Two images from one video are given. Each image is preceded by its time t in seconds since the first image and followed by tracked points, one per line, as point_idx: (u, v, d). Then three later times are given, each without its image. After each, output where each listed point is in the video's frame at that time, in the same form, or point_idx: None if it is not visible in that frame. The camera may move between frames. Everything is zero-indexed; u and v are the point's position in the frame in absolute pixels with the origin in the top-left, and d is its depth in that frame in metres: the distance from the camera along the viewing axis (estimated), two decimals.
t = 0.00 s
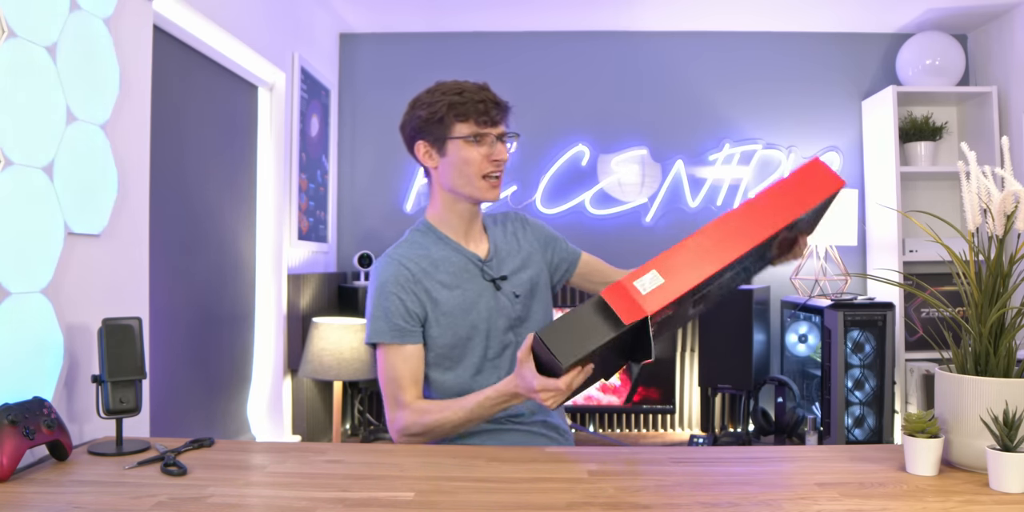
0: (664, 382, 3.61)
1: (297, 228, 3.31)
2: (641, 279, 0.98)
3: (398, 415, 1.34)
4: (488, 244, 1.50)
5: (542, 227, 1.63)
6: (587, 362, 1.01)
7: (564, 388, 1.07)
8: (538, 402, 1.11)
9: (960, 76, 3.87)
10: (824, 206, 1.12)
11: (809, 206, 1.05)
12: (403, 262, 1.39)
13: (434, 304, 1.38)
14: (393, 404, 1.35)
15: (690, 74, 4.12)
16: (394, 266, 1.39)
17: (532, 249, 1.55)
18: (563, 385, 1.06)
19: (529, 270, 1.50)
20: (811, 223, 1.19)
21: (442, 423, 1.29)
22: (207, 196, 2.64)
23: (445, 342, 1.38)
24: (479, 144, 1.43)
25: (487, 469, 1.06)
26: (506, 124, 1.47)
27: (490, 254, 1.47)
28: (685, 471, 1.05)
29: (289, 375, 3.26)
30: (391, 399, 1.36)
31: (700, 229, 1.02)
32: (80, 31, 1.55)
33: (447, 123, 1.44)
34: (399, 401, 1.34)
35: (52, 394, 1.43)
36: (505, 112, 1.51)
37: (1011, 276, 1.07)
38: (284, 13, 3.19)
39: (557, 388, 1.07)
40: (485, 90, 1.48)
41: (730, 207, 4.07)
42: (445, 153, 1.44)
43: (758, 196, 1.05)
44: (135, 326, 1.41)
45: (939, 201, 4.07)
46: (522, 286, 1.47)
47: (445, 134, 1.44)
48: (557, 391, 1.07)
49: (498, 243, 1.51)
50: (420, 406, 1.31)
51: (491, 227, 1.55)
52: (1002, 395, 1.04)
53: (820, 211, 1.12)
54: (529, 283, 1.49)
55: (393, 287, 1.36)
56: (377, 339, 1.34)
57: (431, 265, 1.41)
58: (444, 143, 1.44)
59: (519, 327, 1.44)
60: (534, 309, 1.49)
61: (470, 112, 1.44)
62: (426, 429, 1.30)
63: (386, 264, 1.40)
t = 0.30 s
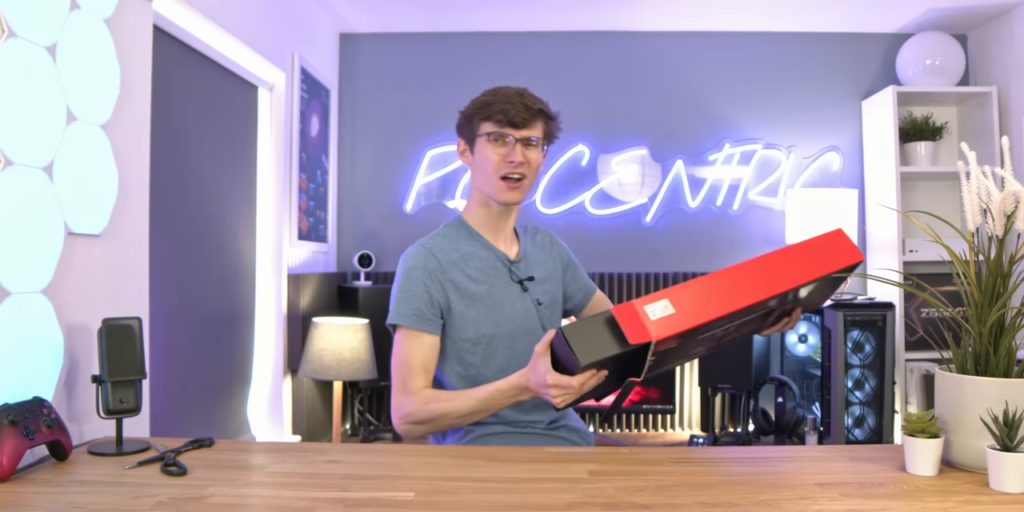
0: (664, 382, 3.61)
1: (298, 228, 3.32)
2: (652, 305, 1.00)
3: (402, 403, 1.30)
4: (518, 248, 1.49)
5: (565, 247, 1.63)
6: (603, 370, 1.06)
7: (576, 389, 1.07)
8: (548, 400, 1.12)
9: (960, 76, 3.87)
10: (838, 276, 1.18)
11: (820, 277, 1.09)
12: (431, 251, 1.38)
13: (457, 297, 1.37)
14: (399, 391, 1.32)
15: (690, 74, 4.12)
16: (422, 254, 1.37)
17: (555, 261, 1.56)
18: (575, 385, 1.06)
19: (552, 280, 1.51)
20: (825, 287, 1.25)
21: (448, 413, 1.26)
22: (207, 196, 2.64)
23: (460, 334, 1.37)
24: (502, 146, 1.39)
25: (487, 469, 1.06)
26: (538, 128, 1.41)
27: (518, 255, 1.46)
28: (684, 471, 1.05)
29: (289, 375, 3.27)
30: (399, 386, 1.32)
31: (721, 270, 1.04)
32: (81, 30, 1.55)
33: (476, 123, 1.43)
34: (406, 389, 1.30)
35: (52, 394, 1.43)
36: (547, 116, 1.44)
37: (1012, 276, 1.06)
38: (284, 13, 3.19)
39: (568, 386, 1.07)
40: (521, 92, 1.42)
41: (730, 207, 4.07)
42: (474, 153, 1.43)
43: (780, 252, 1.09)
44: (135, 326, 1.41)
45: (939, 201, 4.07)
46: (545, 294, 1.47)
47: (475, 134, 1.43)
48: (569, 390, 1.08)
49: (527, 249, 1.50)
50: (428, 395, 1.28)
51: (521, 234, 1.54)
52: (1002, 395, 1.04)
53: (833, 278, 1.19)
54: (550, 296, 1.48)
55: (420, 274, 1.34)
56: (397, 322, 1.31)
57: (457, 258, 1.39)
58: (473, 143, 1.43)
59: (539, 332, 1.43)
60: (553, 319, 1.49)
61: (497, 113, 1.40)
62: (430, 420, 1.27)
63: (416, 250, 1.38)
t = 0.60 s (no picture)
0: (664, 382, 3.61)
1: (297, 228, 3.32)
2: (688, 296, 1.08)
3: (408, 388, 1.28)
4: (536, 246, 1.50)
5: (582, 250, 1.63)
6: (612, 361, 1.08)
7: (583, 374, 1.08)
8: (555, 386, 1.11)
9: (960, 76, 3.87)
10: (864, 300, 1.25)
11: (853, 291, 1.15)
12: (452, 241, 1.38)
13: (474, 288, 1.37)
14: (406, 377, 1.29)
15: (690, 74, 4.12)
16: (443, 243, 1.37)
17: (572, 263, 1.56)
18: (582, 370, 1.07)
19: (568, 280, 1.51)
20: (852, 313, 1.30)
21: (456, 399, 1.25)
22: (207, 195, 2.64)
23: (474, 324, 1.36)
24: (519, 146, 1.39)
25: (487, 469, 1.06)
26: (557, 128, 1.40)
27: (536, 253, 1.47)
28: (684, 471, 1.05)
29: (289, 375, 3.27)
30: (406, 372, 1.30)
31: (754, 274, 1.12)
32: (81, 31, 1.55)
33: (496, 122, 1.44)
34: (414, 374, 1.28)
35: (52, 394, 1.43)
36: (568, 116, 1.43)
37: (1012, 276, 1.06)
38: (284, 13, 3.19)
39: (575, 370, 1.07)
40: (541, 93, 1.41)
41: (730, 207, 4.07)
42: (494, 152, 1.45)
43: (816, 264, 1.16)
44: (135, 326, 1.41)
45: (939, 201, 4.07)
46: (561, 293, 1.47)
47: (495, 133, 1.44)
48: (576, 375, 1.08)
49: (545, 249, 1.50)
50: (436, 380, 1.26)
51: (540, 234, 1.55)
52: (1002, 395, 1.04)
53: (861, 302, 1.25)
54: (565, 294, 1.48)
55: (440, 262, 1.34)
56: (414, 307, 1.30)
57: (477, 250, 1.40)
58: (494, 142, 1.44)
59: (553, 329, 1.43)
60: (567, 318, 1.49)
61: (516, 113, 1.40)
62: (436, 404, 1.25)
63: (437, 239, 1.39)
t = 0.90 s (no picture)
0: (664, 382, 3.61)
1: (297, 228, 3.32)
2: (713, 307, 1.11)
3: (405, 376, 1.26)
4: (548, 248, 1.49)
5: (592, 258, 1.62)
6: (612, 363, 1.08)
7: (583, 370, 1.07)
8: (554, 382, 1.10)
9: (960, 76, 3.87)
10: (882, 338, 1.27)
11: (868, 321, 1.18)
12: (465, 236, 1.39)
13: (483, 284, 1.37)
14: (404, 364, 1.27)
15: (690, 74, 4.12)
16: (457, 237, 1.38)
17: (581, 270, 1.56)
18: (581, 365, 1.06)
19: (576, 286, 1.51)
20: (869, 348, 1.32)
21: (454, 388, 1.23)
22: (207, 196, 2.64)
23: (481, 319, 1.36)
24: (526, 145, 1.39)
25: (487, 469, 1.06)
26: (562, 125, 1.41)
27: (547, 255, 1.46)
28: (684, 471, 1.05)
29: (289, 375, 3.27)
30: (404, 359, 1.28)
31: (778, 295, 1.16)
32: (80, 30, 1.55)
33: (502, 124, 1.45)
34: (413, 361, 1.26)
35: (52, 394, 1.44)
36: (573, 113, 1.43)
37: (1011, 276, 1.06)
38: (284, 13, 3.18)
39: (575, 365, 1.07)
40: (544, 92, 1.42)
41: (730, 207, 4.07)
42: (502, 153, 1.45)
43: (838, 292, 1.19)
44: (135, 326, 1.40)
45: (939, 201, 4.07)
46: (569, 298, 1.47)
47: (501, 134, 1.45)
48: (577, 370, 1.07)
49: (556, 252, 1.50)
50: (437, 369, 1.24)
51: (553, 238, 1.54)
52: (1002, 395, 1.04)
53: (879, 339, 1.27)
54: (572, 298, 1.48)
55: (452, 255, 1.34)
56: (424, 296, 1.30)
57: (489, 246, 1.40)
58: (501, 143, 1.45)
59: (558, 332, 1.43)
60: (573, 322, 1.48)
61: (520, 113, 1.41)
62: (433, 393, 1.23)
63: (451, 233, 1.39)
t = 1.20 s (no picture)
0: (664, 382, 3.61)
1: (297, 228, 3.32)
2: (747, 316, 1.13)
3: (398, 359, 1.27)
4: (557, 249, 1.49)
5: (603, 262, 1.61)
6: (602, 358, 1.07)
7: (572, 361, 1.07)
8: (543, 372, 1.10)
9: (960, 76, 3.87)
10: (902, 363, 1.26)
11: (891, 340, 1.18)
12: (473, 230, 1.39)
13: (488, 278, 1.37)
14: (398, 347, 1.27)
15: (690, 74, 4.12)
16: (464, 231, 1.38)
17: (591, 274, 1.55)
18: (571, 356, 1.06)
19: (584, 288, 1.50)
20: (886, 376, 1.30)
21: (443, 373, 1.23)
22: (207, 195, 2.64)
23: (484, 313, 1.36)
24: (544, 144, 1.40)
25: (487, 469, 1.06)
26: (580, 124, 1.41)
27: (556, 256, 1.46)
28: (684, 471, 1.05)
29: (289, 375, 3.27)
30: (398, 343, 1.28)
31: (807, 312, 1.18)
32: (80, 30, 1.55)
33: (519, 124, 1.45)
34: (406, 345, 1.26)
35: (52, 394, 1.44)
36: (590, 113, 1.44)
37: (1012, 276, 1.06)
38: (284, 13, 3.18)
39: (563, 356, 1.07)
40: (561, 92, 1.43)
41: (730, 207, 4.07)
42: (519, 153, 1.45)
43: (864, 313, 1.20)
44: (135, 326, 1.40)
45: (939, 202, 4.07)
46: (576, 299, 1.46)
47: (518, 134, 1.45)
48: (566, 362, 1.07)
49: (566, 254, 1.49)
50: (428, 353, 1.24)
51: (564, 240, 1.54)
52: (1002, 395, 1.04)
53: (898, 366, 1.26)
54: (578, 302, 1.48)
55: (458, 248, 1.35)
56: (427, 285, 1.30)
57: (496, 242, 1.40)
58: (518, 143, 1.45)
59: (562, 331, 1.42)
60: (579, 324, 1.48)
61: (538, 112, 1.41)
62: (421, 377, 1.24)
63: (459, 227, 1.40)
